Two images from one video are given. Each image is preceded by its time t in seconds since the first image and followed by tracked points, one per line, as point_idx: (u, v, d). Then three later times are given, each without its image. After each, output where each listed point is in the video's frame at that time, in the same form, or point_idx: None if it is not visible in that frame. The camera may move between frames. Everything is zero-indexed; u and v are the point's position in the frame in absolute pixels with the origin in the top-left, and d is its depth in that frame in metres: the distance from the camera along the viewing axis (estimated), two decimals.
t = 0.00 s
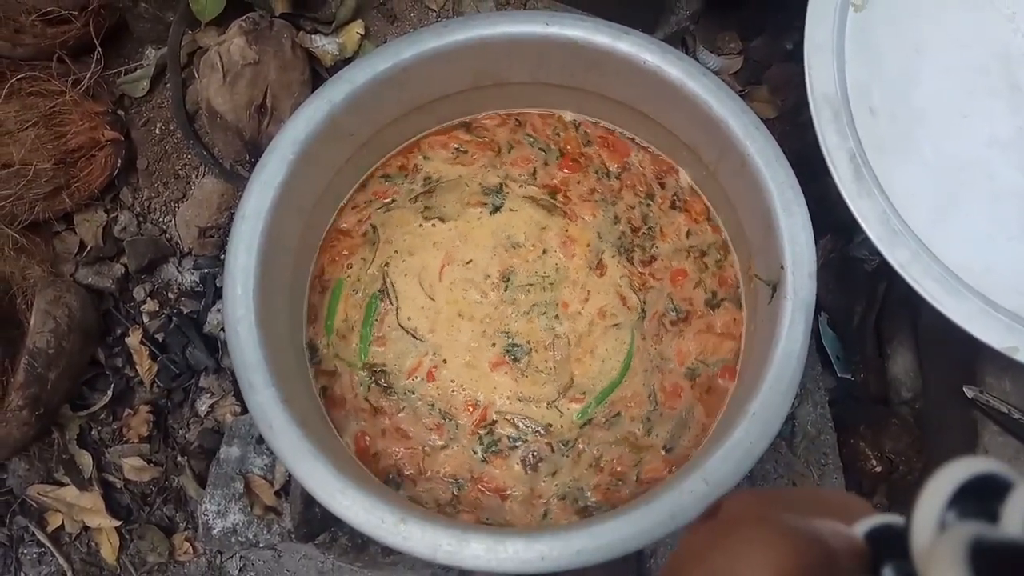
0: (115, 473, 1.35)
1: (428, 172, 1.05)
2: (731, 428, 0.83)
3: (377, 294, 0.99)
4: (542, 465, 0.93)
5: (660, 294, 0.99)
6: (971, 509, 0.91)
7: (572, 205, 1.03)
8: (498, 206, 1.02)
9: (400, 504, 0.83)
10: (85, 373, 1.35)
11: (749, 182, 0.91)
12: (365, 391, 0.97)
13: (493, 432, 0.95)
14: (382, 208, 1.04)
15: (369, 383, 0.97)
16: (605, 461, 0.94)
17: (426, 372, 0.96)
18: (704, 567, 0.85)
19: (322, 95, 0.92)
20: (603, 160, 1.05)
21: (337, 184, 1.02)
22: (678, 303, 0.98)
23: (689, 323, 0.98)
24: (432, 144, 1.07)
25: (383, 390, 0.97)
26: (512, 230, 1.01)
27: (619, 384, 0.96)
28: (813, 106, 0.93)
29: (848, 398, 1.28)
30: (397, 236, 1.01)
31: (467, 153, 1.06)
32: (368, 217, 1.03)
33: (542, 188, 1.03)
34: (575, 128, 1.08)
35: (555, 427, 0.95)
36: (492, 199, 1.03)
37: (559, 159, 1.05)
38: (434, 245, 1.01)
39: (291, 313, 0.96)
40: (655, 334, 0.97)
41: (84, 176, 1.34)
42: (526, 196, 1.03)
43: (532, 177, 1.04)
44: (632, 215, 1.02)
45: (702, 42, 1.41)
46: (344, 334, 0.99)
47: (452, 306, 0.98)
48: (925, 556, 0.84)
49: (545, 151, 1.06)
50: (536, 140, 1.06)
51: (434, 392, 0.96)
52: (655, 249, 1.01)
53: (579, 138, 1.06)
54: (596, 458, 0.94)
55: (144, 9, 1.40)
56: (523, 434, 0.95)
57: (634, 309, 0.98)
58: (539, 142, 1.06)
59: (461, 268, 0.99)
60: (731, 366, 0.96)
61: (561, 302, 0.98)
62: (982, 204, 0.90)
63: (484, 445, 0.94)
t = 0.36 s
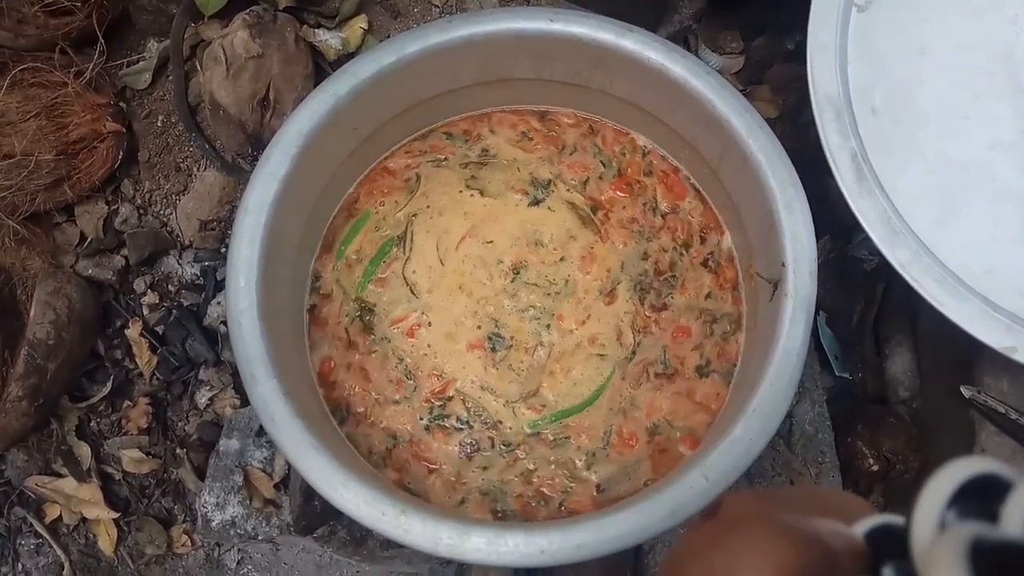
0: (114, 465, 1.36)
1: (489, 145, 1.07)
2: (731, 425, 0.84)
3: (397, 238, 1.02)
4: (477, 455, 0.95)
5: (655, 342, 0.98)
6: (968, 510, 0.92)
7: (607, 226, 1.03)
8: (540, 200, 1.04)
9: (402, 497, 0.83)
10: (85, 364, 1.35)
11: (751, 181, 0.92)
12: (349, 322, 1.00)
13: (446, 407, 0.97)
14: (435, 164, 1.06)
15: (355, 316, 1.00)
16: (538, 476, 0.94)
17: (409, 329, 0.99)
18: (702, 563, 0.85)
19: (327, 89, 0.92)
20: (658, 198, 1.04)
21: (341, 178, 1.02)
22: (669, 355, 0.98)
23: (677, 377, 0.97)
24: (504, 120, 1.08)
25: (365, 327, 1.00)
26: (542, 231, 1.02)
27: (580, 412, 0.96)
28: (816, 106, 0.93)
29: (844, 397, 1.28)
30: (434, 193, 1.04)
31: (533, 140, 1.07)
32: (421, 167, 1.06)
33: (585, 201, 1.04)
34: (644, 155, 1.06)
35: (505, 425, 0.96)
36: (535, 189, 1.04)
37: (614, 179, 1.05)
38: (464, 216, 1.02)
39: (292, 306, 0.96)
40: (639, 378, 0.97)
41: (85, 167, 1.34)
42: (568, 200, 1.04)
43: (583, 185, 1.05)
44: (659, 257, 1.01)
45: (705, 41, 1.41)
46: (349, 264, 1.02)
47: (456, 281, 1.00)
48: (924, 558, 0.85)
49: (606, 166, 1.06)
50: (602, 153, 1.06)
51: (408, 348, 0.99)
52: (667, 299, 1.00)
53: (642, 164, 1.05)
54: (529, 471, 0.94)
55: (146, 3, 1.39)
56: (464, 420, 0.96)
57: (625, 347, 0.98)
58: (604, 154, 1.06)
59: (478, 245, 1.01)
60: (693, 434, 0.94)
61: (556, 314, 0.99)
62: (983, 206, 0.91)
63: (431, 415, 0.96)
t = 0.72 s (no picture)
0: (118, 471, 1.36)
1: (541, 149, 1.09)
2: (732, 430, 0.84)
3: (427, 212, 1.05)
4: (434, 441, 0.97)
5: (639, 385, 0.98)
6: (968, 509, 0.92)
7: (631, 259, 1.03)
8: (573, 214, 1.04)
9: (407, 502, 0.83)
10: (89, 371, 1.35)
11: (752, 188, 0.93)
12: (357, 279, 1.03)
13: (421, 387, 0.98)
14: (484, 153, 1.08)
15: (365, 275, 1.03)
16: (486, 478, 0.95)
17: (409, 300, 1.01)
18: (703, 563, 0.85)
19: (332, 98, 0.93)
20: (688, 248, 1.03)
21: (346, 185, 1.03)
22: (647, 403, 0.97)
23: (652, 424, 0.97)
24: (562, 130, 1.10)
25: (371, 286, 1.02)
26: (563, 245, 1.03)
27: (537, 431, 0.97)
28: (815, 115, 0.94)
29: (844, 404, 1.30)
30: (472, 180, 1.06)
31: (584, 157, 1.08)
32: (471, 154, 1.08)
33: (615, 228, 1.04)
34: (686, 202, 1.05)
35: (467, 417, 0.97)
36: (570, 203, 1.05)
37: (652, 216, 1.05)
38: (496, 209, 1.04)
39: (297, 312, 0.97)
40: (612, 416, 0.97)
41: (90, 175, 1.35)
42: (600, 223, 1.04)
43: (618, 213, 1.05)
44: (669, 303, 1.01)
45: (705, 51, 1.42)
46: (377, 225, 1.05)
47: (465, 268, 1.02)
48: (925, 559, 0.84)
49: (646, 201, 1.05)
50: (646, 187, 1.06)
51: (405, 327, 1.00)
52: (665, 346, 0.99)
53: (683, 209, 1.05)
54: (477, 471, 0.95)
55: (153, 12, 1.41)
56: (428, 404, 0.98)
57: (622, 364, 0.98)
58: (648, 188, 1.06)
59: (493, 238, 1.03)
60: (651, 482, 0.93)
61: (551, 329, 1.00)
62: (981, 214, 0.92)
63: (405, 390, 0.99)
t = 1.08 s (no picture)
0: (121, 467, 1.36)
1: (600, 157, 1.07)
2: (737, 428, 0.84)
3: (470, 182, 1.05)
4: (396, 397, 0.97)
5: (608, 416, 0.96)
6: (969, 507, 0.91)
7: (648, 293, 1.01)
8: (608, 230, 1.03)
9: (410, 499, 0.83)
10: (92, 366, 1.36)
11: (757, 184, 0.92)
12: (383, 223, 1.04)
13: (404, 343, 0.99)
14: (545, 144, 1.08)
15: (391, 221, 1.04)
16: (433, 448, 0.96)
17: (422, 259, 1.02)
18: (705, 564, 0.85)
19: (335, 93, 0.92)
20: (706, 301, 1.00)
21: (349, 181, 1.02)
22: (609, 437, 0.96)
23: (607, 458, 0.95)
24: (627, 147, 1.08)
25: (391, 233, 1.04)
26: (586, 256, 1.01)
27: (490, 422, 0.96)
28: (821, 110, 0.94)
29: (850, 400, 1.29)
30: (521, 169, 1.06)
31: (639, 178, 1.06)
32: (532, 141, 1.08)
33: (643, 257, 1.02)
34: (723, 255, 1.02)
35: (436, 385, 0.97)
36: (609, 217, 1.03)
37: (683, 258, 1.02)
38: (535, 200, 1.04)
39: (300, 309, 0.96)
40: (571, 438, 0.96)
41: (93, 170, 1.35)
42: (630, 246, 1.02)
43: (652, 244, 1.02)
44: (673, 343, 0.99)
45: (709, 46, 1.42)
46: (419, 178, 1.07)
47: (484, 249, 1.02)
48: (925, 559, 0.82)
49: (684, 242, 1.03)
50: (689, 228, 1.03)
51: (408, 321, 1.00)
52: (647, 389, 0.97)
53: (718, 260, 1.02)
54: (426, 440, 0.96)
55: (155, 7, 1.40)
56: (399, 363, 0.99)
57: (626, 360, 0.98)
58: (691, 229, 1.03)
59: (521, 226, 1.02)
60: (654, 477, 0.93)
61: (544, 333, 0.99)
62: (988, 210, 0.91)
63: (387, 340, 0.99)
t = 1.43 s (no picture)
0: (115, 463, 1.36)
1: (643, 181, 1.05)
2: (731, 423, 0.84)
3: (507, 164, 1.06)
4: (368, 344, 0.99)
5: (561, 428, 0.96)
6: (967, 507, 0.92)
7: (642, 327, 0.99)
8: (624, 252, 1.01)
9: (405, 496, 0.83)
10: (86, 362, 1.35)
11: (752, 178, 0.92)
12: (414, 178, 1.06)
13: (392, 298, 1.01)
14: (592, 150, 1.06)
15: (423, 178, 1.06)
16: (385, 405, 0.97)
17: (439, 224, 1.03)
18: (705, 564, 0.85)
19: (329, 87, 0.92)
20: (696, 353, 0.98)
21: (343, 176, 1.02)
22: (553, 451, 0.95)
23: (545, 471, 0.94)
24: (672, 177, 1.05)
25: (418, 191, 1.05)
26: (594, 269, 1.00)
27: (441, 396, 0.97)
28: (817, 105, 0.93)
29: (844, 396, 1.29)
30: (561, 170, 1.05)
31: (673, 212, 1.03)
32: (582, 144, 1.07)
33: (648, 290, 1.00)
34: (729, 313, 0.98)
35: (408, 346, 0.99)
36: (629, 240, 1.01)
37: (687, 304, 0.99)
38: (564, 202, 1.03)
39: (294, 305, 0.96)
40: (516, 441, 0.95)
41: (86, 165, 1.35)
42: (639, 275, 1.00)
43: (661, 279, 1.00)
44: (649, 381, 0.97)
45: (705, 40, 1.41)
46: (463, 145, 1.07)
47: (501, 233, 1.02)
48: (924, 560, 0.84)
49: (694, 288, 1.00)
50: (704, 276, 1.00)
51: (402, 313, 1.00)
52: (607, 418, 0.96)
53: (722, 315, 0.98)
54: (382, 394, 0.98)
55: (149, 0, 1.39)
56: (384, 316, 1.00)
57: (621, 356, 0.98)
58: (706, 277, 1.00)
59: (541, 221, 1.02)
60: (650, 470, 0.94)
61: (526, 331, 0.99)
62: (984, 205, 0.91)
63: (379, 290, 1.01)
